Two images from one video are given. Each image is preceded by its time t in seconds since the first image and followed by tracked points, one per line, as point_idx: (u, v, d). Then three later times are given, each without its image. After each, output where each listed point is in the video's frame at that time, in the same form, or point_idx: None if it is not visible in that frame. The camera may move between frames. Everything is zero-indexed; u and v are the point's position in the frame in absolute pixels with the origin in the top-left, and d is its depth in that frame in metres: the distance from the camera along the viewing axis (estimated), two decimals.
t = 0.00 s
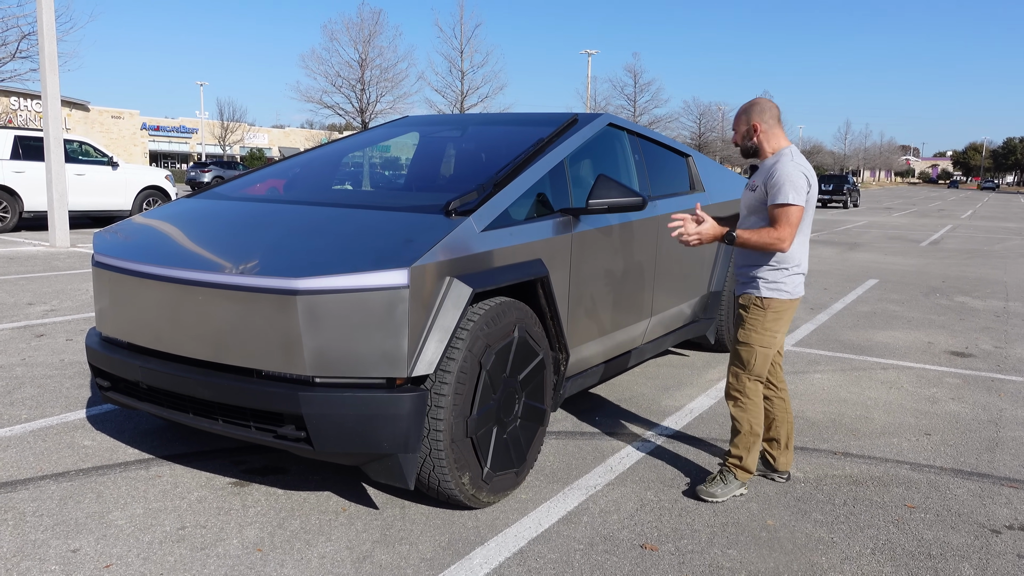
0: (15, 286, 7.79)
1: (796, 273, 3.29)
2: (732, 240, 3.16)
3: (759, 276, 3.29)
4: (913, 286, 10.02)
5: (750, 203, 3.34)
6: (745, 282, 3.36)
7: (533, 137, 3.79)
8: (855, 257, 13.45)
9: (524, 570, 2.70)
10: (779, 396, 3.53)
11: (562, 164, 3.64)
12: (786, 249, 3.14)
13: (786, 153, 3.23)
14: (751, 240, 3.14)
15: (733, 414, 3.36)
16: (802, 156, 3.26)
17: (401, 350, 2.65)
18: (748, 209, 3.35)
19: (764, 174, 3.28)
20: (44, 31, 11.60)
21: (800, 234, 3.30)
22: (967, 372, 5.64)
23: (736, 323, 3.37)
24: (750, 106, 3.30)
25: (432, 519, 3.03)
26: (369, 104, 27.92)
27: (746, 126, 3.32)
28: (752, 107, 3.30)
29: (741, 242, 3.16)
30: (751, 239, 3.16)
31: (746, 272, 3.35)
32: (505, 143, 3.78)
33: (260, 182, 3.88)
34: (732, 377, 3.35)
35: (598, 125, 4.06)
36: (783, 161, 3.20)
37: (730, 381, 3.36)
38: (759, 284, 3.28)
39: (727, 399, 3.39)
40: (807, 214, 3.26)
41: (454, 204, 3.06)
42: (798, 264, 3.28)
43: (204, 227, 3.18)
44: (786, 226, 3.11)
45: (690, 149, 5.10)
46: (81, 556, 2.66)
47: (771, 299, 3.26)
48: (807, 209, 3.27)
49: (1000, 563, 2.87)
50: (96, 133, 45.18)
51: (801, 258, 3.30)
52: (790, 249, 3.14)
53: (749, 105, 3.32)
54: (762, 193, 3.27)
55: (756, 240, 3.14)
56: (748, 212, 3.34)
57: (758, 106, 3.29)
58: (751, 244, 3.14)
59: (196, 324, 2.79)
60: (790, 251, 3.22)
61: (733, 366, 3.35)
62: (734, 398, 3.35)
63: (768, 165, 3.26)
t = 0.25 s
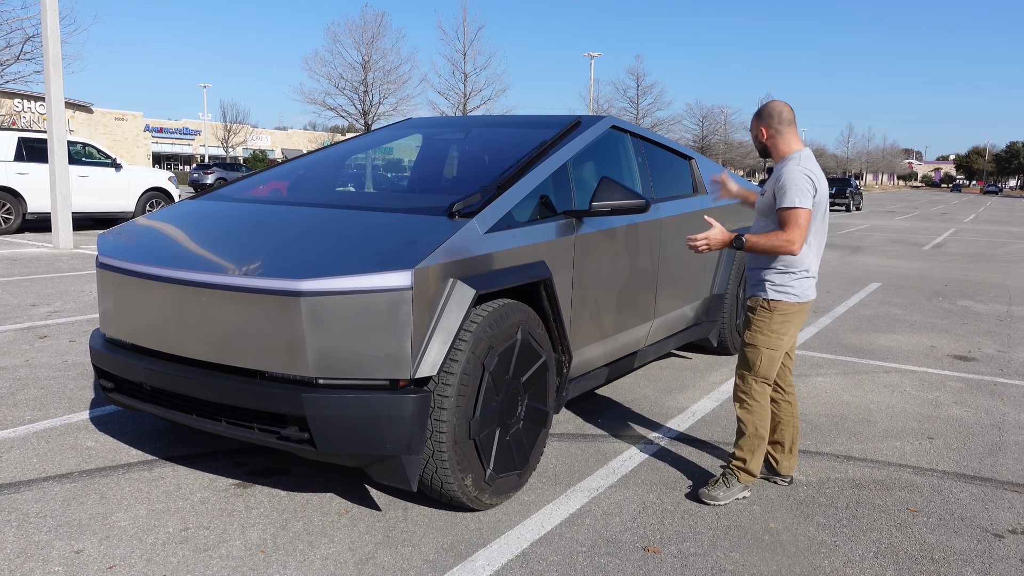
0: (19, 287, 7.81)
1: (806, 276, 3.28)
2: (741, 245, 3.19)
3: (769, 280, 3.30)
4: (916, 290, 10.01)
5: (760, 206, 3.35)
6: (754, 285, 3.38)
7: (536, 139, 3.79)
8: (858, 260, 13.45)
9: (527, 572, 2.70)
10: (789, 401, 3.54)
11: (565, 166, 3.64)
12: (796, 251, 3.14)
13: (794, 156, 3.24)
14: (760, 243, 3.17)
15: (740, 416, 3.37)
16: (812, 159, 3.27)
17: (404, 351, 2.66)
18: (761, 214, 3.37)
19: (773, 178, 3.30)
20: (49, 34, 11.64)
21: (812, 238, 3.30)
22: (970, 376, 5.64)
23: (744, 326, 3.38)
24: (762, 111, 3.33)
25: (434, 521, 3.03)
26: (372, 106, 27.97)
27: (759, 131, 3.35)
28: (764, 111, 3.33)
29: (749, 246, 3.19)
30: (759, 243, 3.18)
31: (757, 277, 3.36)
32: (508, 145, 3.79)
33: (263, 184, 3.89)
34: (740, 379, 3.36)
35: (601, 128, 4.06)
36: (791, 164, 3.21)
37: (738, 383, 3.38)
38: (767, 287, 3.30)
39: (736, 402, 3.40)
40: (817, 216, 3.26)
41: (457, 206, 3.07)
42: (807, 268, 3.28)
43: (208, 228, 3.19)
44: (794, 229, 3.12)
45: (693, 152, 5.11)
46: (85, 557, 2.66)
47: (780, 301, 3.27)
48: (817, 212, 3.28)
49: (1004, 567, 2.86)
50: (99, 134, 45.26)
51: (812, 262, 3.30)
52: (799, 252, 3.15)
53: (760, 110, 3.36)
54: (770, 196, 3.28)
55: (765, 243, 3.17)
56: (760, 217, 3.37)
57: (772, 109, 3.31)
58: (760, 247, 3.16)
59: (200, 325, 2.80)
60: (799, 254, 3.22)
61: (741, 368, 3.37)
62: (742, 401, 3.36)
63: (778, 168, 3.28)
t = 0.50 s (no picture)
0: (22, 289, 7.82)
1: (816, 275, 3.29)
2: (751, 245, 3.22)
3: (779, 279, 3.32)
4: (918, 290, 10.00)
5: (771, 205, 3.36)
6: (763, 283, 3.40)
7: (538, 139, 3.79)
8: (860, 260, 13.44)
9: (529, 573, 2.70)
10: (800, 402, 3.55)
11: (567, 166, 3.64)
12: (807, 250, 3.15)
13: (804, 154, 3.24)
14: (771, 244, 3.20)
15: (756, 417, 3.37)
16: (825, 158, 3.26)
17: (406, 352, 2.66)
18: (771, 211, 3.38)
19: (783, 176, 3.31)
20: (51, 35, 11.66)
21: (823, 236, 3.30)
22: (973, 376, 5.63)
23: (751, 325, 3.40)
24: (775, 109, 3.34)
25: (437, 521, 3.03)
26: (373, 107, 27.99)
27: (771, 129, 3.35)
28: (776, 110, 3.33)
29: (759, 246, 3.21)
30: (770, 242, 3.22)
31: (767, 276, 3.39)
32: (510, 146, 3.79)
33: (265, 185, 3.89)
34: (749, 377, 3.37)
35: (603, 128, 4.06)
36: (800, 162, 3.22)
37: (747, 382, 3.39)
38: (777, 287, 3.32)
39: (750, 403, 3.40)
40: (828, 214, 3.26)
41: (459, 207, 3.07)
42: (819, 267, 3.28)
43: (210, 230, 3.19)
44: (804, 228, 3.13)
45: (694, 152, 5.10)
46: (88, 559, 2.66)
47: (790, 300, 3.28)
48: (828, 211, 3.28)
49: (1007, 567, 2.86)
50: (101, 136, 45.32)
51: (823, 260, 3.30)
52: (809, 251, 3.16)
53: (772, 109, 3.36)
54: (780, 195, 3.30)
55: (776, 243, 3.19)
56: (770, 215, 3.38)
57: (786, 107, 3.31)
58: (771, 247, 3.19)
59: (202, 326, 2.80)
60: (809, 253, 3.23)
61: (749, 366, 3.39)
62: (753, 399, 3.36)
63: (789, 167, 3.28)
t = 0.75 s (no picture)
0: (21, 290, 7.82)
1: (825, 278, 3.27)
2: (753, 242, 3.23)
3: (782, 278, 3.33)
4: (919, 289, 10.00)
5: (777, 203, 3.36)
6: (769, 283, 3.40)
7: (537, 139, 3.79)
8: (860, 259, 13.44)
9: (529, 573, 2.69)
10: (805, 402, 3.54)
11: (566, 166, 3.64)
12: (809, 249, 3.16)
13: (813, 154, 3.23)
14: (772, 241, 3.21)
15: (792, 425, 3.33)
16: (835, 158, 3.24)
17: (405, 352, 2.65)
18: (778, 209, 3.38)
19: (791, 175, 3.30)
20: (50, 36, 11.66)
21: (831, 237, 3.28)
22: (973, 375, 5.63)
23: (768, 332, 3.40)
24: (786, 107, 3.33)
25: (437, 522, 3.02)
26: (373, 108, 27.99)
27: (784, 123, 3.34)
28: (787, 108, 3.32)
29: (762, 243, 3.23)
30: (773, 240, 3.22)
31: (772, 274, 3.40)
32: (509, 145, 3.79)
33: (265, 186, 3.89)
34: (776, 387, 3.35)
35: (602, 127, 4.06)
36: (808, 161, 3.21)
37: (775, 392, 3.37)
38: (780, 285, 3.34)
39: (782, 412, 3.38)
40: (836, 214, 3.25)
41: (458, 207, 3.07)
42: (827, 268, 3.26)
43: (209, 230, 3.19)
44: (808, 227, 3.13)
45: (694, 151, 5.10)
46: (87, 560, 2.66)
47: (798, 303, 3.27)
48: (836, 210, 3.26)
49: (1008, 566, 2.86)
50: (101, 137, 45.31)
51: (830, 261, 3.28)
52: (812, 250, 3.16)
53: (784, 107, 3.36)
54: (787, 193, 3.29)
55: (777, 241, 3.20)
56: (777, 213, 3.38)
57: (799, 105, 3.30)
58: (772, 244, 3.20)
59: (201, 326, 2.80)
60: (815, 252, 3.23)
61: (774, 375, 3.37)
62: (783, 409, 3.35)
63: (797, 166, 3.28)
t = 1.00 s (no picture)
0: (18, 289, 7.80)
1: (846, 277, 3.24)
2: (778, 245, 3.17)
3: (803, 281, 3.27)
4: (916, 287, 10.01)
5: (794, 201, 3.31)
6: (788, 286, 3.34)
7: (535, 137, 3.78)
8: (858, 258, 13.45)
9: (527, 571, 2.69)
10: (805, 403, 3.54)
11: (564, 164, 3.63)
12: (836, 249, 3.12)
13: (831, 150, 3.19)
14: (798, 242, 3.16)
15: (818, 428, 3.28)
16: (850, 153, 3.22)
17: (403, 350, 2.65)
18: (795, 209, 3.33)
19: (808, 172, 3.25)
20: (47, 35, 11.63)
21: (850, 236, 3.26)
22: (970, 373, 5.64)
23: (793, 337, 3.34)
24: (798, 99, 3.24)
25: (435, 520, 3.02)
26: (371, 106, 27.96)
27: (815, 113, 3.21)
28: (801, 101, 3.23)
29: (786, 244, 3.17)
30: (797, 241, 3.17)
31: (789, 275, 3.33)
32: (507, 143, 3.78)
33: (262, 184, 3.88)
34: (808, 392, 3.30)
35: (601, 125, 4.06)
36: (829, 159, 3.16)
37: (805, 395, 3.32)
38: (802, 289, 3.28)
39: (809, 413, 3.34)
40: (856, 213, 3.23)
41: (455, 205, 3.06)
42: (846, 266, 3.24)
43: (206, 228, 3.18)
44: (834, 227, 3.09)
45: (692, 149, 5.10)
46: (84, 559, 2.66)
47: (822, 307, 3.22)
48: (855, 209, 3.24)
49: (1005, 563, 2.86)
50: (98, 135, 45.22)
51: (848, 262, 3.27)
52: (838, 251, 3.13)
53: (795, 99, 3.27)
54: (806, 191, 3.24)
55: (803, 241, 3.15)
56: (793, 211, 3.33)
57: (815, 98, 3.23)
58: (797, 245, 3.15)
59: (198, 324, 2.79)
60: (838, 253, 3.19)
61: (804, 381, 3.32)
62: (812, 412, 3.30)
63: (814, 163, 3.23)
